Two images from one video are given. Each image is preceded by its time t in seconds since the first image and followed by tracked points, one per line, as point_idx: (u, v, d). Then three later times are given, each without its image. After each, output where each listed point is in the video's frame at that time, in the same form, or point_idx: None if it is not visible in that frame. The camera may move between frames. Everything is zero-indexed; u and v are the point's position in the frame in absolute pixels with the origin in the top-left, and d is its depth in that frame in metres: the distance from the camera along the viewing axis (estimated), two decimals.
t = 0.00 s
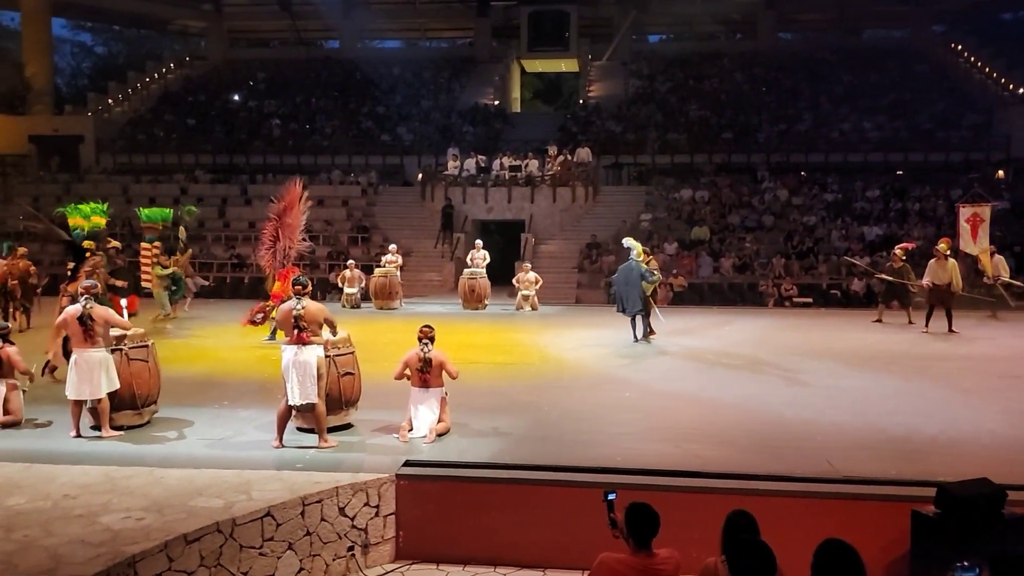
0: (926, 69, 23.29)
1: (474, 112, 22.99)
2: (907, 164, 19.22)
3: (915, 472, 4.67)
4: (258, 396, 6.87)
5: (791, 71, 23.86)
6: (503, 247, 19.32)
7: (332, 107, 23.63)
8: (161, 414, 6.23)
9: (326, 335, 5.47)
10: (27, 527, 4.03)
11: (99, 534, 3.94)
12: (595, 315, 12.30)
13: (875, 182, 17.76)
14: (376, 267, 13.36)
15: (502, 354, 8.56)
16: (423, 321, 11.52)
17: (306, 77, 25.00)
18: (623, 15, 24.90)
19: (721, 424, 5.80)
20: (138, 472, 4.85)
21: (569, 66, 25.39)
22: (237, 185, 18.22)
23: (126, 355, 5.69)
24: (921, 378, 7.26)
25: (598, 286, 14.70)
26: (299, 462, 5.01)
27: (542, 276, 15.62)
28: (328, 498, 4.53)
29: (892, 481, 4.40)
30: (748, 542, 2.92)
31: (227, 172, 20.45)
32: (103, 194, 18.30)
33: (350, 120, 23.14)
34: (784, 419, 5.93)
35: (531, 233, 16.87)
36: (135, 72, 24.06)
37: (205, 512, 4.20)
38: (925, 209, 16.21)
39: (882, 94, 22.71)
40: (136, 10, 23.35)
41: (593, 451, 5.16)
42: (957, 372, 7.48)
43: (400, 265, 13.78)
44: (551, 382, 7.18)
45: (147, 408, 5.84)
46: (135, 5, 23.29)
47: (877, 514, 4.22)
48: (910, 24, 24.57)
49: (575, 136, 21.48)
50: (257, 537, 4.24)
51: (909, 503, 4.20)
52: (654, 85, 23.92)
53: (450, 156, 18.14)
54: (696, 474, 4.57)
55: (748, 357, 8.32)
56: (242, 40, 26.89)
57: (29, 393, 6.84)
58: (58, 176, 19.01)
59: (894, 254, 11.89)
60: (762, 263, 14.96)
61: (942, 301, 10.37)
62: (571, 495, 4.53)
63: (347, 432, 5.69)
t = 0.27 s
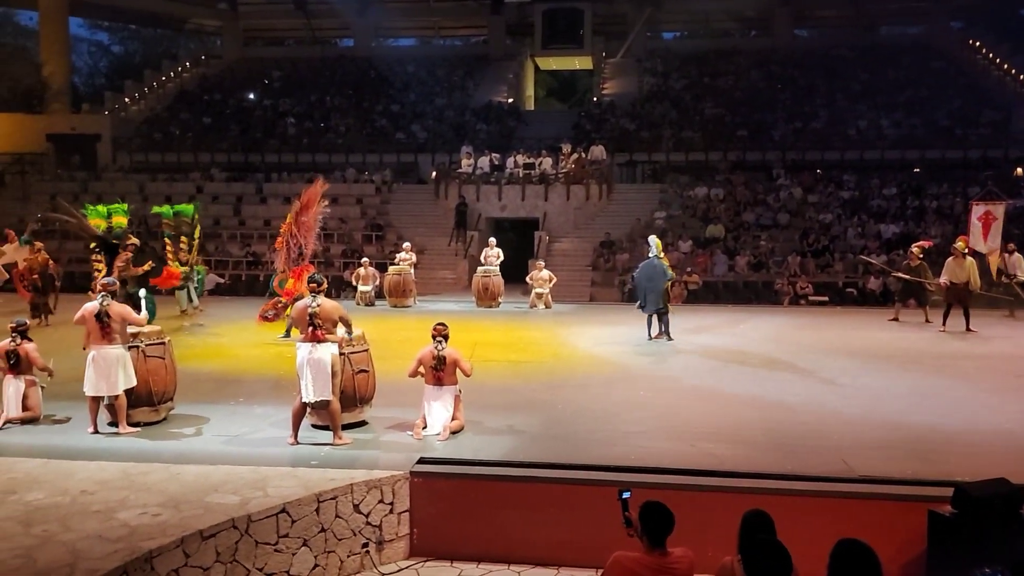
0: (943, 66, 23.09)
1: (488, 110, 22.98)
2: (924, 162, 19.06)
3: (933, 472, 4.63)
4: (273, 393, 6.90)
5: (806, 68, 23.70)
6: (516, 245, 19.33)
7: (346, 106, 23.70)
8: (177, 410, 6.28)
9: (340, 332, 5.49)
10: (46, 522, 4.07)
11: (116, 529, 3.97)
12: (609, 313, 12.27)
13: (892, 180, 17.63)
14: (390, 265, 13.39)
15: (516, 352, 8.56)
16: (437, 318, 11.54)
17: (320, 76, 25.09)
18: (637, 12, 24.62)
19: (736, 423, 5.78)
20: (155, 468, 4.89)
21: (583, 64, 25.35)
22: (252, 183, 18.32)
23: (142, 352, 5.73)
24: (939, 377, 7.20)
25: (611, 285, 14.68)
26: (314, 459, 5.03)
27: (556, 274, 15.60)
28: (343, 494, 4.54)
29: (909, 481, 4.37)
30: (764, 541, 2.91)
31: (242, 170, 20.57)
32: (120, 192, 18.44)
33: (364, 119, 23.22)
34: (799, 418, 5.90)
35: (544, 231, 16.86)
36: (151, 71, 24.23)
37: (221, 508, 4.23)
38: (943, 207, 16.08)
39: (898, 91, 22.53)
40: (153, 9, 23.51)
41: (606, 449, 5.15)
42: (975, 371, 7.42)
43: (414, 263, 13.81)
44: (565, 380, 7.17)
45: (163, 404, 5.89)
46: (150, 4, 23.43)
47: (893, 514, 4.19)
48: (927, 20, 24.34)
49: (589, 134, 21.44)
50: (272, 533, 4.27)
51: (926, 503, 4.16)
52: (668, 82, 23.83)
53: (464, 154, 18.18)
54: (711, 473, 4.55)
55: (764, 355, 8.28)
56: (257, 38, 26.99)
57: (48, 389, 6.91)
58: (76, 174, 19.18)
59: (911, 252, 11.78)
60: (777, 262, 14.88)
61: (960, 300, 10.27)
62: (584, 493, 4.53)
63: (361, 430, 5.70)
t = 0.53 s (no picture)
0: (961, 62, 22.88)
1: (501, 108, 22.97)
2: (942, 159, 18.88)
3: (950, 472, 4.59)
4: (289, 390, 6.94)
5: (821, 65, 23.54)
6: (530, 243, 19.34)
7: (361, 104, 23.77)
8: (193, 407, 6.32)
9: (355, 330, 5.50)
10: (64, 517, 4.10)
11: (133, 525, 4.00)
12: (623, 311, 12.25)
13: (908, 177, 17.50)
14: (404, 263, 13.42)
15: (530, 350, 8.57)
16: (451, 316, 11.57)
17: (335, 75, 25.17)
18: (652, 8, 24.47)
19: (751, 421, 5.76)
20: (171, 465, 4.92)
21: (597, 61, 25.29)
22: (267, 181, 18.42)
23: (159, 348, 5.77)
24: (957, 376, 7.14)
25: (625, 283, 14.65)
26: (328, 456, 5.05)
27: (570, 271, 15.59)
28: (357, 491, 4.56)
29: (926, 481, 4.34)
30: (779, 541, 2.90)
31: (257, 168, 20.68)
32: (136, 190, 18.58)
33: (378, 117, 23.28)
34: (815, 417, 5.86)
35: (558, 228, 16.83)
36: (167, 70, 24.40)
37: (237, 505, 4.25)
38: (960, 205, 15.94)
39: (915, 88, 22.34)
40: (169, 9, 23.67)
41: (620, 448, 5.14)
42: (994, 371, 7.35)
43: (428, 261, 13.83)
44: (579, 378, 7.17)
45: (179, 401, 5.93)
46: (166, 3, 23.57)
47: (910, 514, 4.16)
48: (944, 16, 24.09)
49: (603, 131, 21.39)
50: (287, 529, 4.28)
51: (943, 503, 4.12)
52: (683, 80, 23.73)
53: (477, 152, 18.20)
54: (726, 472, 4.54)
55: (779, 354, 8.24)
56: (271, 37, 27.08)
57: (66, 385, 6.97)
58: (93, 173, 19.34)
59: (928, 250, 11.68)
60: (792, 260, 14.79)
61: (978, 298, 10.17)
62: (598, 492, 4.52)
63: (375, 427, 5.72)
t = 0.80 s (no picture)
0: (978, 59, 22.66)
1: (514, 106, 22.97)
2: (959, 157, 18.71)
3: (967, 472, 4.55)
4: (303, 388, 6.97)
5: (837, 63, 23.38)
6: (543, 242, 19.33)
7: (374, 103, 23.83)
8: (208, 404, 6.36)
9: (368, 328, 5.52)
10: (82, 513, 4.15)
11: (149, 522, 4.04)
12: (636, 310, 12.22)
13: (924, 176, 17.36)
14: (418, 262, 13.45)
15: (543, 348, 8.56)
16: (464, 315, 11.59)
17: (349, 74, 25.24)
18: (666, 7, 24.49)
19: (765, 421, 5.74)
20: (187, 461, 4.96)
21: (610, 60, 25.24)
22: (282, 180, 18.51)
23: (175, 346, 5.81)
24: (974, 376, 7.08)
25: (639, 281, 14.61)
26: (342, 454, 5.07)
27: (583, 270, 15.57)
28: (371, 489, 4.58)
29: (942, 482, 4.31)
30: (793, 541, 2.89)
31: (272, 167, 20.78)
32: (152, 189, 18.72)
33: (392, 115, 23.35)
34: (830, 416, 5.83)
35: (571, 227, 16.81)
36: (183, 69, 24.56)
37: (252, 501, 4.28)
38: (977, 203, 15.80)
39: (931, 86, 22.16)
40: (185, 9, 23.83)
41: (633, 446, 5.13)
42: (1012, 370, 7.28)
43: (441, 260, 13.85)
44: (592, 377, 7.16)
45: (195, 398, 5.98)
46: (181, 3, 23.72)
47: (926, 514, 4.13)
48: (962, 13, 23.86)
49: (617, 130, 21.35)
50: (302, 526, 4.31)
51: (959, 503, 4.09)
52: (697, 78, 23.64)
53: (491, 151, 18.23)
54: (740, 471, 4.52)
55: (794, 353, 8.21)
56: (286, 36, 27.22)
57: (83, 382, 7.04)
58: (110, 171, 19.51)
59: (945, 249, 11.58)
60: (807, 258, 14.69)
61: (996, 297, 10.07)
62: (611, 490, 4.52)
63: (389, 424, 5.74)
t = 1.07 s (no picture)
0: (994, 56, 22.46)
1: (526, 104, 22.95)
2: (975, 154, 18.54)
3: (981, 472, 4.53)
4: (315, 385, 7.01)
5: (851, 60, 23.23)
6: (554, 240, 19.31)
7: (386, 101, 23.86)
8: (222, 402, 6.40)
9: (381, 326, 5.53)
10: (97, 509, 4.18)
11: (163, 518, 4.07)
12: (648, 308, 12.20)
13: (939, 173, 17.23)
14: (429, 260, 13.47)
15: (554, 346, 8.56)
16: (476, 312, 11.60)
17: (361, 72, 25.26)
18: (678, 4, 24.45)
19: (777, 419, 5.72)
20: (201, 458, 4.99)
21: (622, 57, 25.17)
22: (294, 178, 18.58)
23: (188, 343, 5.86)
24: (989, 374, 7.03)
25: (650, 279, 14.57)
26: (355, 451, 5.09)
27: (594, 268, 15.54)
28: (383, 486, 4.59)
29: (956, 482, 4.28)
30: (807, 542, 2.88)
31: (285, 165, 20.86)
32: (166, 187, 18.83)
33: (404, 114, 23.37)
34: (843, 415, 5.81)
35: (582, 224, 16.78)
36: (196, 68, 24.69)
37: (265, 498, 4.31)
38: (993, 201, 15.67)
39: (946, 83, 21.99)
40: (198, 8, 23.96)
41: (645, 445, 5.13)
42: None
43: (453, 258, 13.87)
44: (603, 374, 7.16)
45: (208, 395, 6.02)
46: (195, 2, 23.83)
47: (939, 514, 4.11)
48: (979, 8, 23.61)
49: (629, 128, 21.31)
50: (315, 523, 4.33)
51: (973, 503, 4.07)
52: (710, 75, 23.53)
53: (502, 149, 18.23)
54: (752, 470, 4.51)
55: (806, 351, 8.17)
56: (298, 34, 27.29)
57: (98, 379, 7.10)
58: (125, 170, 19.66)
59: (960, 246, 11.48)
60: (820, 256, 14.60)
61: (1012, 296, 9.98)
62: (624, 489, 4.52)
63: (400, 422, 5.76)
